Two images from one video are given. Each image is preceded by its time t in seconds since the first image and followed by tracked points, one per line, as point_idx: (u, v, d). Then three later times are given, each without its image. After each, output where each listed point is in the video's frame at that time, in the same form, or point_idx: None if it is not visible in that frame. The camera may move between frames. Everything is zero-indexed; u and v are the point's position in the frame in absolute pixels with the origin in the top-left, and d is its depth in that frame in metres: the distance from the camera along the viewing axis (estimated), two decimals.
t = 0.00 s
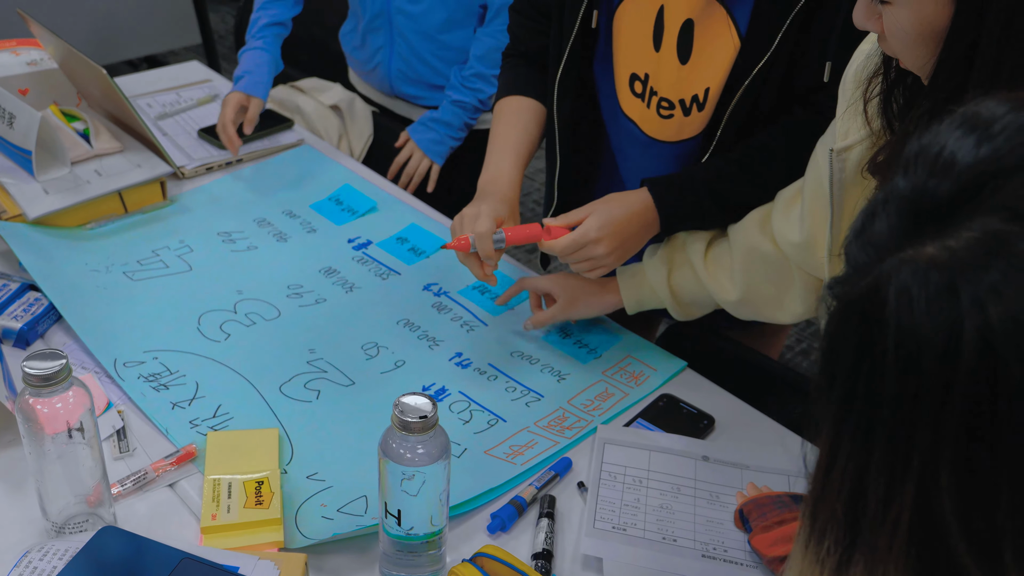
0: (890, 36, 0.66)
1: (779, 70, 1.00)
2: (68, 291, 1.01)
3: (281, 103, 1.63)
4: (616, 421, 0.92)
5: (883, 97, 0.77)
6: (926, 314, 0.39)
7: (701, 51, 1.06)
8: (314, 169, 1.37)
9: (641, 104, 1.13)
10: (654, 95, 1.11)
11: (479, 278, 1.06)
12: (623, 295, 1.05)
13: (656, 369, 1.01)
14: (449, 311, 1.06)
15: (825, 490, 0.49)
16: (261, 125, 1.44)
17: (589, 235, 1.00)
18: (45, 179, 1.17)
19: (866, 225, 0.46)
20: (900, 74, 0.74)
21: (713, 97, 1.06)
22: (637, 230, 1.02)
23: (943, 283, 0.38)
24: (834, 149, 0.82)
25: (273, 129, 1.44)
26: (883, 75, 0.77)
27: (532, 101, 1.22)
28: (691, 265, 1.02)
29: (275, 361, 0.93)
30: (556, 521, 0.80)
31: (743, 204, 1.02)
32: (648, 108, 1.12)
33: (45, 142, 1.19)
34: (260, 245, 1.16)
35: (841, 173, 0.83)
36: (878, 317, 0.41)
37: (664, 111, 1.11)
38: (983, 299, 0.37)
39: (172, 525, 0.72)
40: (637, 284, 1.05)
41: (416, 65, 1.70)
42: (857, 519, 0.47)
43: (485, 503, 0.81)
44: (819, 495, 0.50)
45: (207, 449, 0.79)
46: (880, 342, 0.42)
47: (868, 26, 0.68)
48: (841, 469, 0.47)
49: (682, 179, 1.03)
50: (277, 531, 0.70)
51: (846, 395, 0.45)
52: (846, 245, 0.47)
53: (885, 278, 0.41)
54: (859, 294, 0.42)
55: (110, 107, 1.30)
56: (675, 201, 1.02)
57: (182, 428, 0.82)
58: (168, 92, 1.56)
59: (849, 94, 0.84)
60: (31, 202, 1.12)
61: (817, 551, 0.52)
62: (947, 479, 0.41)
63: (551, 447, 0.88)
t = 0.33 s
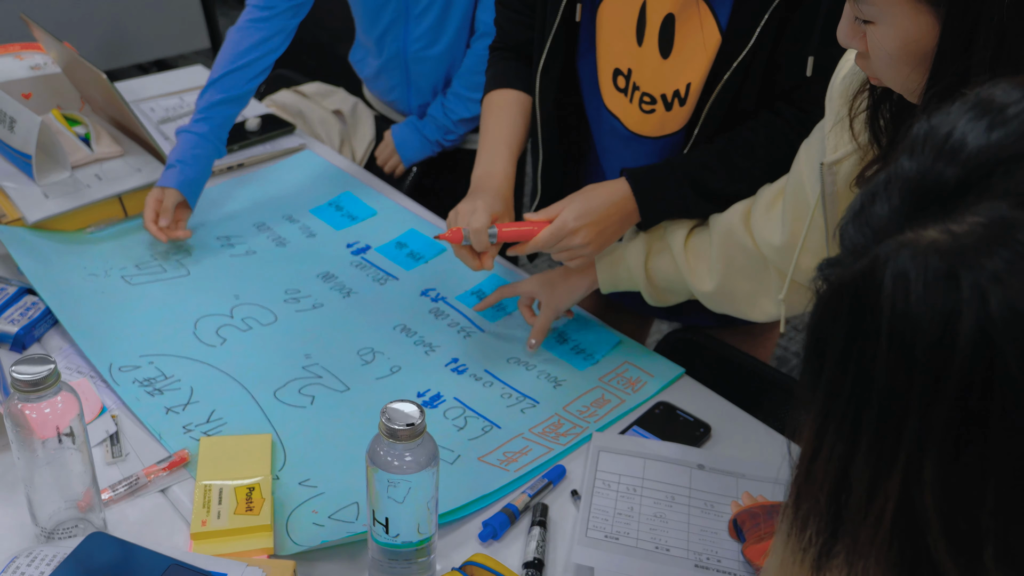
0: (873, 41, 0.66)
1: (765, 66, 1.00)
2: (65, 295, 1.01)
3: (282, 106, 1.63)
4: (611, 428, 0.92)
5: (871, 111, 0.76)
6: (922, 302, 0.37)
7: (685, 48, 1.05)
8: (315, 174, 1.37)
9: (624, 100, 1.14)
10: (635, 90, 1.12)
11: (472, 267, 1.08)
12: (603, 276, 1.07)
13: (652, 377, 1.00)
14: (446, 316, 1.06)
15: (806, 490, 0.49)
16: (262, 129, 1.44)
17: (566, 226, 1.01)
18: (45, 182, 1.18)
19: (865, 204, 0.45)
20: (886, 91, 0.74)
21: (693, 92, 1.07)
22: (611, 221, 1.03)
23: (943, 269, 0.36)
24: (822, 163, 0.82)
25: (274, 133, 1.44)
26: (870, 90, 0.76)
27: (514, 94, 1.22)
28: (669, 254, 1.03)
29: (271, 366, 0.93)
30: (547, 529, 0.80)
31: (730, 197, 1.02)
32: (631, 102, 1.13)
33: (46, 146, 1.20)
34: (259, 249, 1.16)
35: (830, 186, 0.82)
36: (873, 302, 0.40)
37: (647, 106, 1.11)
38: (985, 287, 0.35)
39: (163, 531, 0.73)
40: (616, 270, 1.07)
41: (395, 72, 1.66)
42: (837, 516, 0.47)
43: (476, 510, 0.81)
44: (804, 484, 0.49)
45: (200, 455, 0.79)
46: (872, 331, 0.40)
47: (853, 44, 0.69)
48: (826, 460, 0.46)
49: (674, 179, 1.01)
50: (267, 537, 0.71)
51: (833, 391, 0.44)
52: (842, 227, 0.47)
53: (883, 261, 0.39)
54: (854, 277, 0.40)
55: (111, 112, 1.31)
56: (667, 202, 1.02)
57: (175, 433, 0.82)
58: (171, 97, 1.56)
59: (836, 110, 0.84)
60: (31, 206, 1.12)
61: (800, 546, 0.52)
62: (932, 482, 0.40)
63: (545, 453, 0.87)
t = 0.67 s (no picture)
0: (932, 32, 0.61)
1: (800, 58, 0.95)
2: (109, 270, 1.03)
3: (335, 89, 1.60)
4: (646, 429, 0.89)
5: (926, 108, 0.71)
6: (954, 282, 0.33)
7: (723, 44, 1.01)
8: (364, 158, 1.37)
9: (660, 97, 1.11)
10: (672, 88, 1.09)
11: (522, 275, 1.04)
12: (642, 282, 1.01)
13: (692, 381, 0.97)
14: (485, 307, 1.05)
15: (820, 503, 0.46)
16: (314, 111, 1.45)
17: (596, 232, 1.00)
18: (97, 157, 1.20)
19: (902, 182, 0.38)
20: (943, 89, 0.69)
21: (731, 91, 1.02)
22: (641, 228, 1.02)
23: (978, 245, 0.32)
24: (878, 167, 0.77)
25: (325, 115, 1.44)
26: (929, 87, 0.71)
27: (557, 84, 1.19)
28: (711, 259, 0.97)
29: (306, 349, 0.93)
30: (574, 530, 0.77)
31: (763, 195, 0.99)
32: (665, 100, 1.10)
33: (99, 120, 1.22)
34: (304, 232, 1.16)
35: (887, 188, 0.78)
36: (899, 279, 0.35)
37: (682, 104, 1.08)
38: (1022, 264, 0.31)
39: (189, 510, 0.73)
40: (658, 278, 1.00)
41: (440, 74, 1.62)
42: (847, 531, 0.44)
43: (503, 506, 0.79)
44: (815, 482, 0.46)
45: (229, 435, 0.79)
46: (898, 315, 0.36)
47: (908, 25, 0.64)
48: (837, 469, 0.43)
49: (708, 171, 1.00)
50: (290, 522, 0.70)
51: (847, 386, 0.40)
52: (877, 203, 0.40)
53: (913, 235, 0.35)
54: (882, 253, 0.36)
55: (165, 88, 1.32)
56: (707, 195, 0.98)
57: (207, 412, 0.83)
58: (227, 75, 1.57)
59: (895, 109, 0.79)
60: (81, 179, 1.14)
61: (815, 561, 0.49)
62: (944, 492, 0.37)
63: (576, 452, 0.85)
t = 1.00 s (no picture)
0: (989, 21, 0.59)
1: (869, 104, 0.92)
2: (149, 271, 1.04)
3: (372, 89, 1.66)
4: (684, 433, 0.87)
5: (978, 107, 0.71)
6: (1015, 291, 0.31)
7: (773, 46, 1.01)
8: (400, 161, 1.37)
9: (730, 152, 1.12)
10: (742, 146, 1.09)
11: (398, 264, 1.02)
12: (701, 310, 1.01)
13: (731, 386, 0.95)
14: (522, 309, 1.04)
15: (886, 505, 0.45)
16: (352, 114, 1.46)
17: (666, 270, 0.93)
18: (138, 160, 1.22)
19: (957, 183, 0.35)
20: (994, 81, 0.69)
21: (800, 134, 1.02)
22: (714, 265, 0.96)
23: None
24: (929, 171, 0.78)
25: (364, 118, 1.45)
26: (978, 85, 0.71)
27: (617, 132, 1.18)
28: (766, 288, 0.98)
29: (343, 351, 0.93)
30: (611, 535, 0.75)
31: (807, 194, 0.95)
32: (737, 157, 1.11)
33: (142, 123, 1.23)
34: (340, 233, 1.17)
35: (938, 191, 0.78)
36: (957, 286, 0.33)
37: (755, 163, 1.09)
38: None
39: (229, 511, 0.74)
40: (712, 305, 1.01)
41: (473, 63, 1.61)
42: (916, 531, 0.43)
43: (539, 510, 0.78)
44: (866, 487, 0.43)
45: (268, 436, 0.80)
46: (953, 322, 0.34)
47: (964, 15, 0.62)
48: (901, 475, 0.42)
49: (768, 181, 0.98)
50: (328, 524, 0.70)
51: (897, 402, 0.38)
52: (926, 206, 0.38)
53: (969, 241, 0.32)
54: (935, 259, 0.34)
55: (206, 91, 1.33)
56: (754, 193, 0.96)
57: (245, 414, 0.83)
58: (264, 78, 1.58)
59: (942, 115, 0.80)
60: (123, 182, 1.16)
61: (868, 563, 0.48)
62: (1000, 495, 0.36)
63: (614, 456, 0.83)
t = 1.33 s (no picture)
0: (1008, 46, 0.60)
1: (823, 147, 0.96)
2: (146, 280, 1.04)
3: (368, 97, 1.68)
4: (684, 440, 0.87)
5: (972, 114, 0.75)
6: (1020, 300, 0.34)
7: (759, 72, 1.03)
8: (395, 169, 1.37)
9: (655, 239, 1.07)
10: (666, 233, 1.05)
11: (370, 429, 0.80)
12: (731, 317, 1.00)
13: (731, 392, 0.94)
14: (520, 317, 1.04)
15: (888, 504, 0.45)
16: (348, 122, 1.46)
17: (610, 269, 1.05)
18: (134, 168, 1.21)
19: (962, 197, 0.39)
20: (988, 89, 0.73)
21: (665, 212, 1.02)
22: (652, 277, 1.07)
23: None
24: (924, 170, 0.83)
25: (359, 125, 1.45)
26: (973, 89, 0.75)
27: (476, 240, 1.05)
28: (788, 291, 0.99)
29: (341, 360, 0.93)
30: (612, 544, 0.75)
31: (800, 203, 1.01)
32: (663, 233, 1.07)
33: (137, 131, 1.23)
34: (337, 241, 1.16)
35: (934, 190, 0.83)
36: (962, 299, 0.36)
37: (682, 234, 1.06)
38: None
39: (228, 521, 0.73)
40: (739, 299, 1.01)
41: (468, 63, 1.60)
42: (918, 531, 0.43)
43: (540, 518, 0.77)
44: (875, 493, 0.46)
45: (266, 446, 0.79)
46: (960, 332, 0.37)
47: (975, 43, 0.63)
48: (904, 476, 0.43)
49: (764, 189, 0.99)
50: (327, 534, 0.70)
51: (907, 407, 0.41)
52: (932, 219, 0.40)
53: (975, 253, 0.36)
54: (941, 272, 0.37)
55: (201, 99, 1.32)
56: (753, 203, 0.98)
57: (243, 423, 0.82)
58: (259, 86, 1.58)
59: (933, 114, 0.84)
60: (119, 190, 1.16)
61: (869, 563, 0.48)
62: (1009, 494, 0.38)
63: (614, 463, 0.83)
